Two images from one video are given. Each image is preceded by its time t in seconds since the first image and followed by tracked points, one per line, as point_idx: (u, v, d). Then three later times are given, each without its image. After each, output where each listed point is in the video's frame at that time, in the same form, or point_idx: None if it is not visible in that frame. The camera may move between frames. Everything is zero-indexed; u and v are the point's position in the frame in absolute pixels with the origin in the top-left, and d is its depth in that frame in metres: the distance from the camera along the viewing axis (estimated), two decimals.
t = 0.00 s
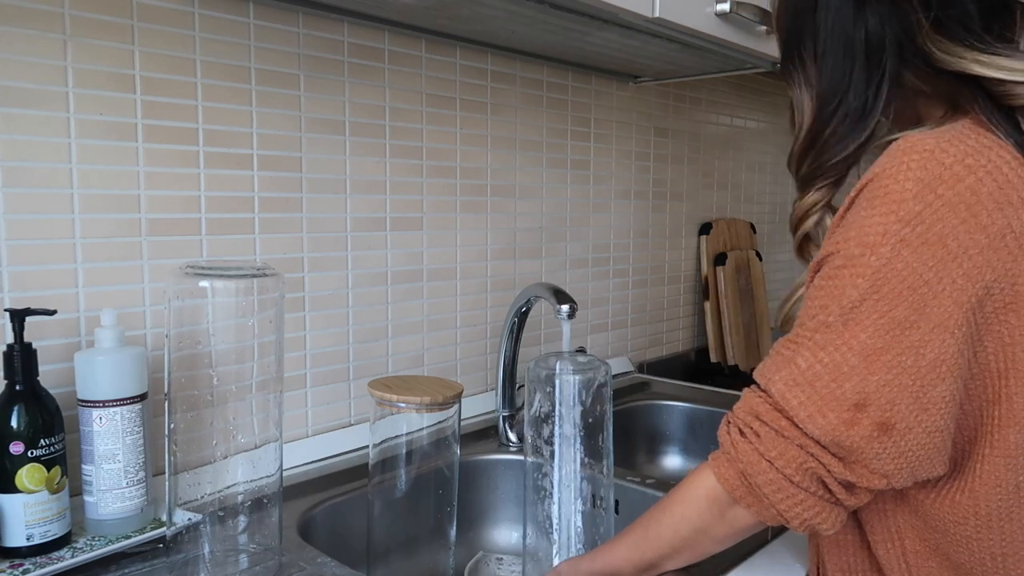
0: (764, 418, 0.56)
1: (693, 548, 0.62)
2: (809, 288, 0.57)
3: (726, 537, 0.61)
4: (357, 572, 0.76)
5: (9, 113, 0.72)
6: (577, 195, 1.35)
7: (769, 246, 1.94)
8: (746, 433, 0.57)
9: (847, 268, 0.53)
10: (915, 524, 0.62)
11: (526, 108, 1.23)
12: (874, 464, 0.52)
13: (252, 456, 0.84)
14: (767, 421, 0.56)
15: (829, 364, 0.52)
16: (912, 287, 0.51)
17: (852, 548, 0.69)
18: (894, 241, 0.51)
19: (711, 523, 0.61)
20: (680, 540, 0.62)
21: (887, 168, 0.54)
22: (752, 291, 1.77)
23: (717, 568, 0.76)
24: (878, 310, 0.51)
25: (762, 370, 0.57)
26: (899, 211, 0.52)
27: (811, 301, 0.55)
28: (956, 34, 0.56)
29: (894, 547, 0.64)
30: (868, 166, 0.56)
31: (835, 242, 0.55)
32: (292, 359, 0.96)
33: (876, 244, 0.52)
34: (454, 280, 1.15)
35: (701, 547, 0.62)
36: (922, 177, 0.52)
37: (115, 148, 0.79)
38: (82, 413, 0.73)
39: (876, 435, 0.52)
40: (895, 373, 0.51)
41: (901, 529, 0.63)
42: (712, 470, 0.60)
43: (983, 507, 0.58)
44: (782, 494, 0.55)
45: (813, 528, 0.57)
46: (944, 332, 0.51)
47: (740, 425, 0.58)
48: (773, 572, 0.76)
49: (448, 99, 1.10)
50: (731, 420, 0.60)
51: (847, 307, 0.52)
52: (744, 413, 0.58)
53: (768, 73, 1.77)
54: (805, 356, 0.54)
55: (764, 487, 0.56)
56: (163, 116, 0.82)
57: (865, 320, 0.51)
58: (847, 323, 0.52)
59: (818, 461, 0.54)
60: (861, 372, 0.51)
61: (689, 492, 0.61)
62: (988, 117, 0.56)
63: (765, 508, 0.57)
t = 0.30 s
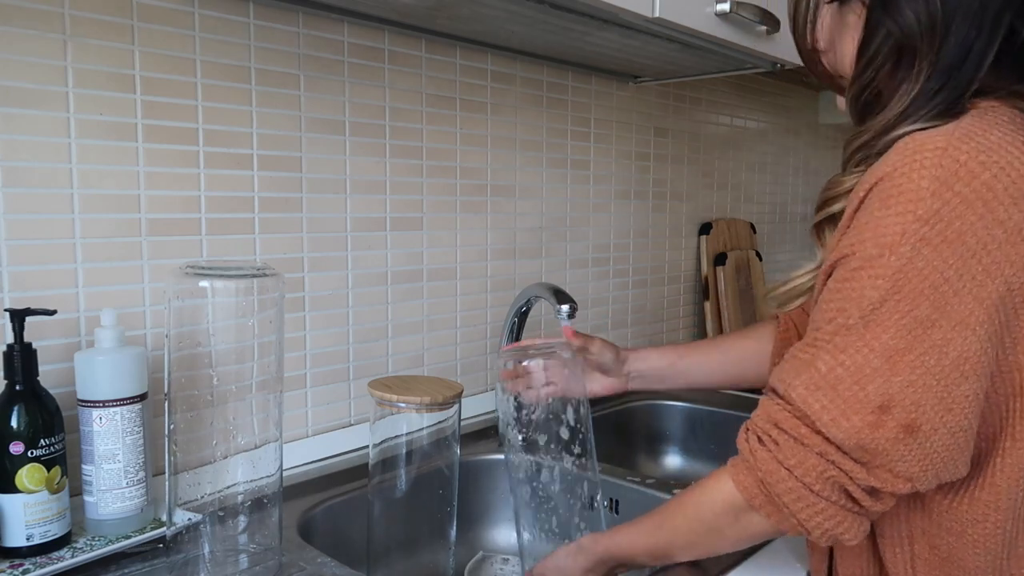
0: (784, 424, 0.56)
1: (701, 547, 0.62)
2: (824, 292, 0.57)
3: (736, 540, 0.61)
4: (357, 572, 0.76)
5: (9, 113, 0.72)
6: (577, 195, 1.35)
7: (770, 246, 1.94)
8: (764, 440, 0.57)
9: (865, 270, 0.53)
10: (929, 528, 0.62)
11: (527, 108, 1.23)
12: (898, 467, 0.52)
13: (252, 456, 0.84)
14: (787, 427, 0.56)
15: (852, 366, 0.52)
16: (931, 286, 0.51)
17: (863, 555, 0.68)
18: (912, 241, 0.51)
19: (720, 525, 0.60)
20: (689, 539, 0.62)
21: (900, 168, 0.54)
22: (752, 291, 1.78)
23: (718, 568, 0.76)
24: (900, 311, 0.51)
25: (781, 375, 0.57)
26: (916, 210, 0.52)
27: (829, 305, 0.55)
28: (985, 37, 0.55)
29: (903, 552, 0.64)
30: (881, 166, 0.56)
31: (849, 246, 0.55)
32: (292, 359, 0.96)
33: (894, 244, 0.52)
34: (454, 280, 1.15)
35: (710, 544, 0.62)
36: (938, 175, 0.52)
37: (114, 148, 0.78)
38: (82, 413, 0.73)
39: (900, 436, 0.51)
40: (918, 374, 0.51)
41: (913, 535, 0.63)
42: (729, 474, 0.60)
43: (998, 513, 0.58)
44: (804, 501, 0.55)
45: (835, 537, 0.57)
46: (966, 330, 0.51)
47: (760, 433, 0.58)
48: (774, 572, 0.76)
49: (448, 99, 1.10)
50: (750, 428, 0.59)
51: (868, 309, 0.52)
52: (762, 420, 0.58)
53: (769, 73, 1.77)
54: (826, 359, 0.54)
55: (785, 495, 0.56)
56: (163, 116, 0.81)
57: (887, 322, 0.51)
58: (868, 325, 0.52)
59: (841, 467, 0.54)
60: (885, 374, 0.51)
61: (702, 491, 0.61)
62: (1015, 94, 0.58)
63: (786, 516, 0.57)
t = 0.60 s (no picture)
0: (811, 430, 0.54)
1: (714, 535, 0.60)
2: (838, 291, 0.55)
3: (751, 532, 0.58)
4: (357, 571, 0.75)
5: (9, 113, 0.71)
6: (577, 195, 1.35)
7: (769, 246, 1.94)
8: (797, 448, 0.54)
9: (883, 263, 0.51)
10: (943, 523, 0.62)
11: (527, 108, 1.23)
12: (937, 463, 0.51)
13: (252, 456, 0.84)
14: (821, 433, 0.53)
15: (881, 363, 0.50)
16: (952, 274, 0.49)
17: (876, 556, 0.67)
18: (929, 229, 0.50)
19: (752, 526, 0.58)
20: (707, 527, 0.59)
21: (909, 159, 0.53)
22: (752, 291, 1.78)
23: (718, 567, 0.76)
24: (924, 301, 0.50)
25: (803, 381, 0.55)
26: (930, 198, 0.51)
27: (846, 303, 0.53)
28: (988, 31, 0.54)
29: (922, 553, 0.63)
30: (888, 158, 0.55)
31: (865, 239, 0.54)
32: (292, 359, 0.96)
33: (910, 234, 0.50)
34: (454, 280, 1.15)
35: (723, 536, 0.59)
36: (949, 164, 0.51)
37: (114, 148, 0.78)
38: (82, 413, 0.73)
39: (937, 430, 0.50)
40: (947, 366, 0.49)
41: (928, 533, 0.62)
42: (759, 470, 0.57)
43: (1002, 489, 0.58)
44: (848, 510, 0.53)
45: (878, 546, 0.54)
46: (988, 317, 0.50)
47: (795, 439, 0.55)
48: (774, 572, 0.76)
49: (448, 99, 1.10)
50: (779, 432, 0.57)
51: (891, 301, 0.50)
52: (790, 425, 0.55)
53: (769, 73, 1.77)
54: (853, 359, 0.52)
55: (827, 503, 0.53)
56: (163, 115, 0.81)
57: (913, 314, 0.50)
58: (894, 320, 0.50)
59: (881, 471, 0.51)
60: (916, 368, 0.49)
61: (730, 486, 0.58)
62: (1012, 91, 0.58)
63: (825, 525, 0.54)
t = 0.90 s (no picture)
0: (826, 437, 0.48)
1: None
2: (835, 294, 0.51)
3: None
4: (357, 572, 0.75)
5: (9, 113, 0.72)
6: (577, 195, 1.35)
7: (769, 246, 1.94)
8: (817, 457, 0.49)
9: (882, 258, 0.48)
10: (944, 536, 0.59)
11: (526, 108, 1.23)
12: (960, 464, 0.47)
13: (252, 456, 0.84)
14: (840, 438, 0.48)
15: (895, 360, 0.46)
16: (953, 265, 0.47)
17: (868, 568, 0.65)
18: (925, 220, 0.47)
19: (765, 566, 0.50)
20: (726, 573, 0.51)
21: (894, 156, 0.50)
22: (752, 291, 1.78)
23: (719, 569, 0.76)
24: (930, 294, 0.46)
25: (807, 391, 0.50)
26: (923, 190, 0.48)
27: (848, 303, 0.49)
28: (944, 40, 0.53)
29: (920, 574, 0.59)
30: (873, 156, 0.52)
31: (859, 236, 0.50)
32: (292, 359, 0.96)
33: (908, 226, 0.48)
34: (454, 280, 1.15)
35: None
36: (936, 158, 0.49)
37: (114, 148, 0.78)
38: (82, 413, 0.73)
39: (954, 428, 0.46)
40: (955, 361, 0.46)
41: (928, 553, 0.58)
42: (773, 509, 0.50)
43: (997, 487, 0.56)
44: (884, 522, 0.47)
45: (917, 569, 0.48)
46: (989, 311, 0.47)
47: (808, 451, 0.49)
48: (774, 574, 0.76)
49: (448, 99, 1.10)
50: (788, 447, 0.51)
51: (897, 295, 0.47)
52: (805, 434, 0.50)
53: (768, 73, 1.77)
54: (865, 359, 0.47)
55: (860, 517, 0.47)
56: (163, 116, 0.81)
57: (920, 307, 0.46)
58: (903, 314, 0.47)
59: (910, 475, 0.46)
60: (929, 364, 0.46)
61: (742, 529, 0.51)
62: (982, 94, 0.55)
63: (859, 549, 0.47)
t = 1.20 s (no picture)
0: (829, 434, 0.48)
1: None
2: (872, 295, 0.50)
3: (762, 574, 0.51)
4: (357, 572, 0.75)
5: (8, 113, 0.71)
6: (577, 195, 1.35)
7: (769, 246, 1.94)
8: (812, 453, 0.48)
9: (929, 268, 0.47)
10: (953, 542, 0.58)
11: (527, 108, 1.23)
12: (962, 486, 0.46)
13: (252, 456, 0.84)
14: (835, 437, 0.47)
15: (919, 373, 0.45)
16: (1001, 288, 0.45)
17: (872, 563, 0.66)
18: (985, 238, 0.46)
19: (751, 562, 0.50)
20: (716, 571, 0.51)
21: (966, 164, 0.48)
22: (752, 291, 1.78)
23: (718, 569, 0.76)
24: (970, 313, 0.45)
25: (822, 384, 0.50)
26: (988, 206, 0.46)
27: (881, 306, 0.48)
28: None
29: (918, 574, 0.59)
30: (938, 162, 0.50)
31: (906, 243, 0.49)
32: (292, 359, 0.96)
33: (965, 241, 0.46)
34: (454, 280, 1.15)
35: None
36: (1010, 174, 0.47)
37: (114, 148, 0.78)
38: (82, 413, 0.73)
39: (967, 451, 0.45)
40: (985, 385, 0.45)
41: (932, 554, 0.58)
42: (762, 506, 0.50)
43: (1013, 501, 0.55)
44: (860, 522, 0.46)
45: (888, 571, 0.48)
46: None
47: (802, 446, 0.49)
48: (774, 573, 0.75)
49: (448, 99, 1.10)
50: (787, 441, 0.51)
51: (936, 309, 0.46)
52: (805, 429, 0.49)
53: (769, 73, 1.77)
54: (886, 365, 0.46)
55: (837, 515, 0.47)
56: (163, 116, 0.81)
57: (958, 325, 0.45)
58: (937, 329, 0.46)
59: (900, 484, 0.46)
60: (951, 383, 0.45)
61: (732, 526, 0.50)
62: None
63: (830, 544, 0.47)
